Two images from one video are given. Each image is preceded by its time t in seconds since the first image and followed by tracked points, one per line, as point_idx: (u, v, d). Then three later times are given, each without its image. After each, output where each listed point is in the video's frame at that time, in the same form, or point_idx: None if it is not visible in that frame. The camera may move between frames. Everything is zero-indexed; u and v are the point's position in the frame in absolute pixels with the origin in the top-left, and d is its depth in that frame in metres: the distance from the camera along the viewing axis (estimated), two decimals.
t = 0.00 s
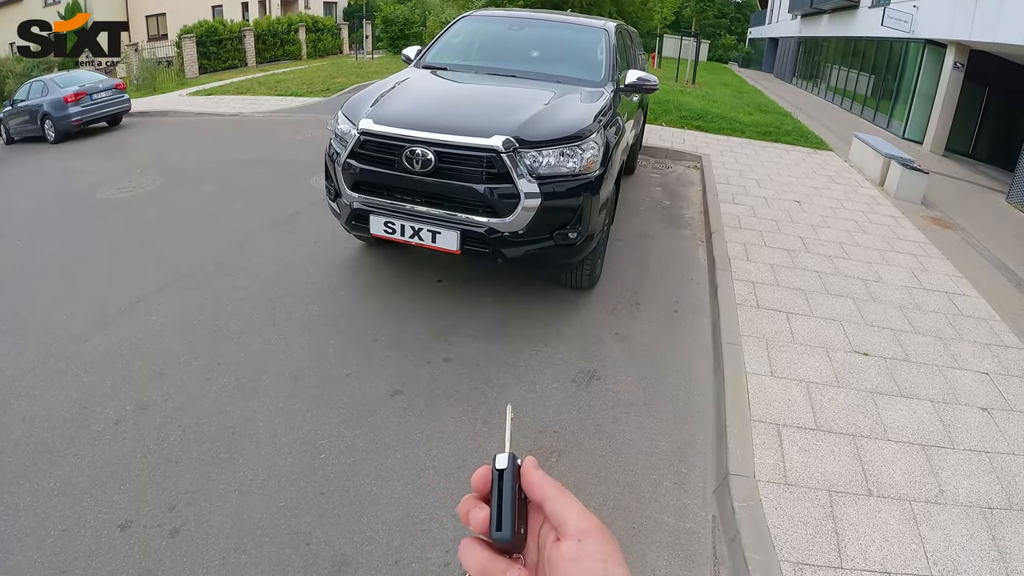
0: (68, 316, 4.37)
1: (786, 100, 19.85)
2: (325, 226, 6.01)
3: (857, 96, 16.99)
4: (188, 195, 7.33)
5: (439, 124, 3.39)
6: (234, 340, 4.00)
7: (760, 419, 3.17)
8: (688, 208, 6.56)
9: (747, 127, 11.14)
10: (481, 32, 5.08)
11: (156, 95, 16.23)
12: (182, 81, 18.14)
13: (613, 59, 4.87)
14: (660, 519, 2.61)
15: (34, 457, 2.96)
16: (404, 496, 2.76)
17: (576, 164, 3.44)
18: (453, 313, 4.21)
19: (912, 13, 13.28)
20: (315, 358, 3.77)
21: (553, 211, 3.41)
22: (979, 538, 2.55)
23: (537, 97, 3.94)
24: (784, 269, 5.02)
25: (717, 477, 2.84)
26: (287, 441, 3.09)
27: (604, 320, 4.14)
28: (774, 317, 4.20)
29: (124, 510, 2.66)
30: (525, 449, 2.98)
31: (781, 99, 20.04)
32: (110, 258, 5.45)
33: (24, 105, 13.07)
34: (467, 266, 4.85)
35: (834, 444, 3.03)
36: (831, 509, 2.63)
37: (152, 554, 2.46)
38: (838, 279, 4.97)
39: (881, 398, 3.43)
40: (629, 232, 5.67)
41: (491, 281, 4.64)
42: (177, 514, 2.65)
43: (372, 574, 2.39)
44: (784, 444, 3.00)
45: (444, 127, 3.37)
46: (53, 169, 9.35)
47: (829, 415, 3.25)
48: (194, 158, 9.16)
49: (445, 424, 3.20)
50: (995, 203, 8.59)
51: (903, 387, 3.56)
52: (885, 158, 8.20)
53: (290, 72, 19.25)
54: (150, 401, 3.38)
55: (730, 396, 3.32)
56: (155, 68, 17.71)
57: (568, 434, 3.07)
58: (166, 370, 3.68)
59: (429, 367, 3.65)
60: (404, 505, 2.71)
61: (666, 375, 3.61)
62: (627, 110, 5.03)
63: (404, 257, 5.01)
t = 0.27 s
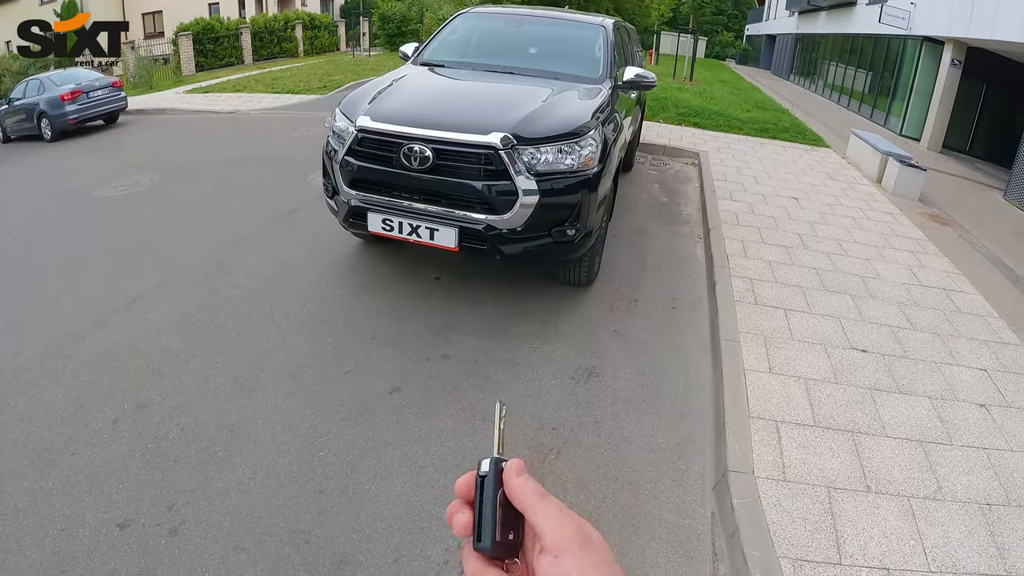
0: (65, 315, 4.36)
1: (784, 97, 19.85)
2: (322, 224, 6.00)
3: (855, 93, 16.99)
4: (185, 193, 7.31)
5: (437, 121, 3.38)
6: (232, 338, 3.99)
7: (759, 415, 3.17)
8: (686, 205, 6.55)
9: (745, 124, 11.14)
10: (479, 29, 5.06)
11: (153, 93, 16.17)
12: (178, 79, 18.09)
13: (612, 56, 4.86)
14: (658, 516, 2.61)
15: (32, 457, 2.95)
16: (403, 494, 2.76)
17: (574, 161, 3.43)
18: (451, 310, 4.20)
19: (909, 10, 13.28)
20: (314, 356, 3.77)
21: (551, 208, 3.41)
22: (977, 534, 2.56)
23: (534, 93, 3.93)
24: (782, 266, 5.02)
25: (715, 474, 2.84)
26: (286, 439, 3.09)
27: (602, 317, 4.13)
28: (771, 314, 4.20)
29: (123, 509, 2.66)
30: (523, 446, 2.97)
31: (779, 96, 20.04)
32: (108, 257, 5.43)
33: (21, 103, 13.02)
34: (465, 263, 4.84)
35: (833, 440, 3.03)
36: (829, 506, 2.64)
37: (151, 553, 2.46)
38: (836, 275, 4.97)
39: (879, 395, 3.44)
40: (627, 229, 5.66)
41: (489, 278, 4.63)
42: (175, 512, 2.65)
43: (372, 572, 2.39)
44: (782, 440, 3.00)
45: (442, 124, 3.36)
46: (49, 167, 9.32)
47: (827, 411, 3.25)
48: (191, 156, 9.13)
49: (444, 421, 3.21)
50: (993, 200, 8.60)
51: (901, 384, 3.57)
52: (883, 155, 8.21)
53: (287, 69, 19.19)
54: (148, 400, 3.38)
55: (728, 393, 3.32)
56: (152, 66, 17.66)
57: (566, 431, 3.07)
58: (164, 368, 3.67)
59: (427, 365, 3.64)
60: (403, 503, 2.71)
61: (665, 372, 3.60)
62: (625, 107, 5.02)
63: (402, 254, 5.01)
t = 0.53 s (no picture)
0: (64, 313, 4.35)
1: (781, 94, 19.87)
2: (321, 221, 5.99)
3: (852, 90, 17.02)
4: (182, 190, 7.29)
5: (436, 118, 3.38)
6: (231, 335, 3.98)
7: (758, 411, 3.17)
8: (684, 201, 6.56)
9: (742, 120, 11.15)
10: (477, 26, 5.06)
11: (150, 91, 16.13)
12: (175, 77, 18.04)
13: (610, 53, 4.86)
14: (658, 511, 2.61)
15: (31, 455, 2.95)
16: (403, 491, 2.76)
17: (573, 157, 3.43)
18: (450, 307, 4.20)
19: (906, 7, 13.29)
20: (313, 353, 3.76)
21: (550, 204, 3.41)
22: (976, 528, 2.57)
23: (533, 90, 3.93)
24: (780, 262, 5.03)
25: (715, 469, 2.85)
26: (285, 436, 3.09)
27: (601, 313, 4.14)
28: (769, 310, 4.21)
29: (123, 507, 2.66)
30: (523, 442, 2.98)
31: (776, 93, 20.05)
32: (106, 255, 5.42)
33: (17, 102, 12.98)
34: (464, 259, 4.84)
35: (832, 436, 3.04)
36: (829, 501, 2.64)
37: (151, 551, 2.46)
38: (834, 272, 4.98)
39: (877, 391, 3.44)
40: (625, 225, 5.67)
41: (487, 274, 4.63)
42: (176, 510, 2.65)
43: (373, 568, 2.39)
44: (781, 436, 3.01)
45: (441, 121, 3.35)
46: (46, 166, 9.30)
47: (826, 407, 3.26)
48: (189, 154, 9.11)
49: (444, 417, 3.21)
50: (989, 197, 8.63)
51: (899, 379, 3.58)
52: (880, 152, 8.22)
53: (284, 67, 19.15)
54: (147, 398, 3.37)
55: (727, 388, 3.33)
56: (149, 64, 17.61)
57: (566, 427, 3.08)
58: (163, 366, 3.66)
59: (426, 361, 3.65)
60: (403, 499, 2.71)
61: (664, 368, 3.61)
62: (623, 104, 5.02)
63: (400, 251, 5.00)
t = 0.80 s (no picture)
0: (63, 312, 4.35)
1: (779, 92, 19.88)
2: (319, 219, 5.99)
3: (850, 88, 17.04)
4: (180, 189, 7.28)
5: (434, 116, 3.38)
6: (229, 334, 3.98)
7: (756, 408, 3.18)
8: (682, 199, 6.57)
9: (740, 118, 11.15)
10: (475, 24, 5.05)
11: (147, 90, 16.10)
12: (173, 76, 17.99)
13: (608, 51, 4.86)
14: (656, 507, 2.62)
15: (31, 454, 2.95)
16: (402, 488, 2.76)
17: (571, 154, 3.43)
18: (449, 305, 4.20)
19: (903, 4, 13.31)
20: (312, 351, 3.77)
21: (548, 202, 3.41)
22: (973, 524, 2.58)
23: (531, 88, 3.93)
24: (778, 259, 5.04)
25: (713, 466, 2.86)
26: (285, 434, 3.09)
27: (599, 311, 4.14)
28: (767, 307, 4.22)
29: (124, 505, 2.66)
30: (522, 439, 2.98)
31: (774, 91, 20.06)
32: (104, 254, 5.41)
33: (13, 101, 12.95)
34: (462, 257, 4.85)
35: (829, 432, 3.05)
36: (827, 496, 2.66)
37: (152, 549, 2.46)
38: (832, 268, 4.99)
39: (875, 387, 3.45)
40: (623, 223, 5.67)
41: (486, 271, 4.64)
42: (176, 508, 2.65)
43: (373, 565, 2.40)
44: (779, 432, 3.02)
45: (439, 119, 3.36)
46: (44, 165, 9.28)
47: (823, 403, 3.27)
48: (186, 152, 9.10)
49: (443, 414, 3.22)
50: (986, 194, 8.65)
51: (897, 375, 3.59)
52: (878, 149, 8.24)
53: (282, 65, 19.12)
54: (147, 396, 3.37)
55: (725, 385, 3.34)
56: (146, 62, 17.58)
57: (565, 424, 3.08)
58: (162, 365, 3.66)
59: (425, 359, 3.65)
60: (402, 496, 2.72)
61: (663, 365, 3.62)
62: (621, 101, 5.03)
63: (398, 249, 5.00)
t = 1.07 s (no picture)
0: (61, 312, 4.35)
1: (777, 90, 19.89)
2: (317, 218, 5.98)
3: (848, 86, 17.05)
4: (178, 188, 7.27)
5: (432, 115, 3.38)
6: (227, 333, 3.98)
7: (754, 405, 3.19)
8: (680, 197, 6.57)
9: (738, 116, 11.16)
10: (472, 23, 5.05)
11: (145, 89, 16.07)
12: (170, 75, 17.96)
13: (605, 49, 4.86)
14: (654, 505, 2.63)
15: (30, 454, 2.95)
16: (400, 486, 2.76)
17: (568, 153, 3.43)
18: (447, 303, 4.20)
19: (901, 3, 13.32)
20: (309, 350, 3.76)
21: (545, 200, 3.41)
22: (970, 521, 2.59)
23: (528, 86, 3.93)
24: (776, 257, 5.05)
25: (711, 464, 2.86)
26: (283, 433, 3.09)
27: (597, 309, 4.14)
28: (764, 305, 4.22)
29: (123, 504, 2.66)
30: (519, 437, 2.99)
31: (771, 89, 20.06)
32: (102, 253, 5.41)
33: (11, 101, 12.93)
34: (460, 255, 4.85)
35: (827, 429, 3.06)
36: (824, 494, 2.66)
37: (151, 548, 2.46)
38: (830, 266, 5.00)
39: (873, 385, 3.46)
40: (621, 221, 5.67)
41: (484, 270, 4.64)
42: (174, 507, 2.65)
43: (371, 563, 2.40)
44: (777, 430, 3.03)
45: (437, 118, 3.35)
46: (41, 165, 9.26)
47: (820, 401, 3.28)
48: (183, 152, 9.08)
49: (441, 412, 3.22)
50: (984, 191, 8.67)
51: (894, 373, 3.60)
52: (875, 147, 8.25)
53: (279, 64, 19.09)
54: (145, 395, 3.37)
55: (723, 383, 3.34)
56: (143, 62, 17.56)
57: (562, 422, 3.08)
58: (161, 364, 3.66)
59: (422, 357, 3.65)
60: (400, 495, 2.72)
61: (660, 363, 3.62)
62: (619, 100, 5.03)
63: (396, 248, 5.00)
